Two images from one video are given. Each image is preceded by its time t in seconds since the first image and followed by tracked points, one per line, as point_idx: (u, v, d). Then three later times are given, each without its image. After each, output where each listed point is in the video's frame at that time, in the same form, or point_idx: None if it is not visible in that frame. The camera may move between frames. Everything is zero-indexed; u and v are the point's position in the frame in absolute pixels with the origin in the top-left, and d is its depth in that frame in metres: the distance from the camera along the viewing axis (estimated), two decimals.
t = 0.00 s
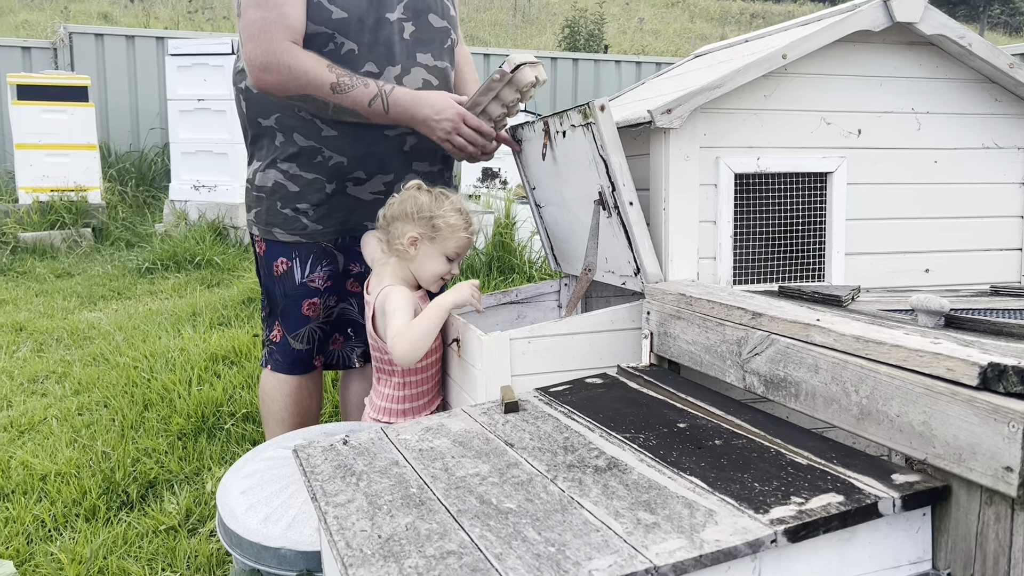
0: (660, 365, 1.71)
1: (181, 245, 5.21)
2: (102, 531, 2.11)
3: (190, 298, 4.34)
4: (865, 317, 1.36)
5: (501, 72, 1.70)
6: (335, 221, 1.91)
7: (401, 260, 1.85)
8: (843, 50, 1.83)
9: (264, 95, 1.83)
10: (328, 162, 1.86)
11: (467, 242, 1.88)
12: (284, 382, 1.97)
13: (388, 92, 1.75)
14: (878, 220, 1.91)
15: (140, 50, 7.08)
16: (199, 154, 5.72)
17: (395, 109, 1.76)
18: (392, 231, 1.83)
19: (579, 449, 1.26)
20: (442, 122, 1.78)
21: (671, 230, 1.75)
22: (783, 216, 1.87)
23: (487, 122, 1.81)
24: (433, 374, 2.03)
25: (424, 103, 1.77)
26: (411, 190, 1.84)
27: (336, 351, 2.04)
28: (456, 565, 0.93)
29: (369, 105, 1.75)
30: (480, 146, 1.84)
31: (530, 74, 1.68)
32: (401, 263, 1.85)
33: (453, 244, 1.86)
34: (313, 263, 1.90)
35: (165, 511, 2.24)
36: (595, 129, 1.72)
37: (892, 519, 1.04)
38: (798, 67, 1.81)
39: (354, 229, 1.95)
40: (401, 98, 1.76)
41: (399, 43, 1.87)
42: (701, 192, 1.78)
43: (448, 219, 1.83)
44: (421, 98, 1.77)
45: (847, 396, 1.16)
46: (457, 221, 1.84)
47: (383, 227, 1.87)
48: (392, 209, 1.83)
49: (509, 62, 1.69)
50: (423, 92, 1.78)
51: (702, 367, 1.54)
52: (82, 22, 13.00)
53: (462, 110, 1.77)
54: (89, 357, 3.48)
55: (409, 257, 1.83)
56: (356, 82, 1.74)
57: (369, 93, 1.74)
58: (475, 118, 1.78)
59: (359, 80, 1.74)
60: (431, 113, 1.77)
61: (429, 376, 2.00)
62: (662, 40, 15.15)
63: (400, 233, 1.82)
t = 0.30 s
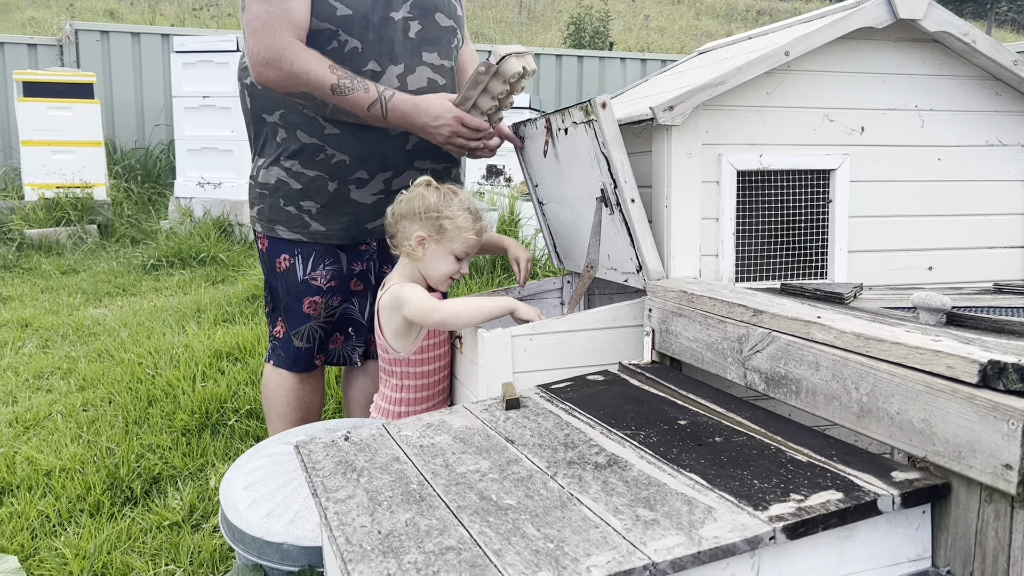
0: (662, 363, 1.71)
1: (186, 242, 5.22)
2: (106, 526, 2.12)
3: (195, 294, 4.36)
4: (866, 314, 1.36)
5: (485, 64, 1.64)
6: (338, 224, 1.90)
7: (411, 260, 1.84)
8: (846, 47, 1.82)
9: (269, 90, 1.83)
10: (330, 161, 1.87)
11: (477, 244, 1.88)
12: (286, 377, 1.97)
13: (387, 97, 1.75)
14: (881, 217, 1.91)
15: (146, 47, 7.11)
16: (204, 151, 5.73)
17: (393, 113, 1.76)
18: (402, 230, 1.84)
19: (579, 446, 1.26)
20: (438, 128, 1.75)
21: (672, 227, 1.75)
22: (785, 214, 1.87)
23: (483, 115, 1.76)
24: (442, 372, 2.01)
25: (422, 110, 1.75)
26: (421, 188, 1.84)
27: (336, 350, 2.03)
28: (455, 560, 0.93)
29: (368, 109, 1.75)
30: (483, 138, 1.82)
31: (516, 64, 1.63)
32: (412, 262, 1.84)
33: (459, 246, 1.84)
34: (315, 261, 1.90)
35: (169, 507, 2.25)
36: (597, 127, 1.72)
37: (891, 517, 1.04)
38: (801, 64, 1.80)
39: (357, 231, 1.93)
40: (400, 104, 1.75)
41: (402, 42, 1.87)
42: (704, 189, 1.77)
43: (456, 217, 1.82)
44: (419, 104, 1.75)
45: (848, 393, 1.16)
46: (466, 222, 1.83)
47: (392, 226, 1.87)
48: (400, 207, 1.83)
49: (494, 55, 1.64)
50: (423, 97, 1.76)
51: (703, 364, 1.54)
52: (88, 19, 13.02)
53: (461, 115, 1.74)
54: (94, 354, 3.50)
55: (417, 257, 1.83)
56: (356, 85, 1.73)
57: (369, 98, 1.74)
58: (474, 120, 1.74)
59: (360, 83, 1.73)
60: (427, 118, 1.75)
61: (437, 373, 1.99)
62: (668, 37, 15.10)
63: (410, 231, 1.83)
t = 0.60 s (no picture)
0: (664, 363, 1.71)
1: (191, 240, 5.23)
2: (111, 525, 2.13)
3: (200, 293, 4.37)
4: (868, 315, 1.36)
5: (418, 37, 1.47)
6: (341, 222, 1.90)
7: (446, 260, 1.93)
8: (849, 47, 1.82)
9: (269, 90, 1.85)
10: (332, 157, 1.87)
11: (510, 253, 2.00)
12: (291, 376, 1.98)
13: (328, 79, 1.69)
14: (883, 217, 1.91)
15: (150, 47, 7.13)
16: (208, 150, 5.74)
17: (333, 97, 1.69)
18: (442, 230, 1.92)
19: (582, 446, 1.26)
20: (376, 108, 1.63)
21: (675, 227, 1.75)
22: (788, 214, 1.87)
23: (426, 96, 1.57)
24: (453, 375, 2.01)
25: (363, 91, 1.65)
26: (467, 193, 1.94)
27: (352, 356, 1.99)
28: (457, 561, 0.94)
29: (307, 90, 1.70)
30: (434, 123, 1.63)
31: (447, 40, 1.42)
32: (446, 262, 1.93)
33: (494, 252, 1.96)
34: (320, 260, 1.90)
35: (173, 505, 2.26)
36: (599, 126, 1.72)
37: (893, 518, 1.04)
38: (804, 65, 1.80)
39: (365, 231, 1.92)
40: (340, 88, 1.68)
41: (405, 37, 1.87)
42: (707, 189, 1.77)
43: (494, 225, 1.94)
44: (361, 84, 1.66)
45: (850, 394, 1.16)
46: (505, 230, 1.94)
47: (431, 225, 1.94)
48: (444, 206, 1.92)
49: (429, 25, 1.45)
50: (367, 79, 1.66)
51: (706, 364, 1.54)
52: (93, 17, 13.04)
53: (397, 90, 1.58)
54: (98, 352, 3.51)
55: (455, 257, 1.92)
56: (297, 65, 1.69)
57: (309, 78, 1.69)
58: (411, 100, 1.57)
59: (300, 64, 1.69)
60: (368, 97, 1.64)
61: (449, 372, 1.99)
62: (672, 36, 15.08)
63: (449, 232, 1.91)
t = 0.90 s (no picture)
0: (669, 361, 1.71)
1: (195, 240, 5.24)
2: (116, 523, 2.13)
3: (204, 292, 4.37)
4: (874, 313, 1.36)
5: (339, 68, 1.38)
6: (340, 220, 1.90)
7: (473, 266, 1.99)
8: (854, 45, 1.82)
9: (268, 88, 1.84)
10: (328, 155, 1.85)
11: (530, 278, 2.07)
12: (297, 373, 1.97)
13: (287, 79, 1.70)
14: (889, 216, 1.90)
15: (154, 46, 7.14)
16: (212, 149, 5.75)
17: (292, 95, 1.70)
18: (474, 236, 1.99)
19: (587, 444, 1.26)
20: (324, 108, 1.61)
21: (680, 226, 1.75)
22: (793, 211, 1.87)
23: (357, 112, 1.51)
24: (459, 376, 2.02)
25: (316, 93, 1.64)
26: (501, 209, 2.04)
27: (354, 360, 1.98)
28: (463, 559, 0.94)
29: (271, 86, 1.72)
30: (377, 132, 1.57)
31: (360, 79, 1.27)
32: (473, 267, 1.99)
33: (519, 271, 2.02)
34: (322, 259, 1.91)
35: (178, 504, 2.27)
36: (604, 125, 1.71)
37: (900, 516, 1.04)
38: (810, 62, 1.80)
39: (361, 234, 1.93)
40: (298, 87, 1.68)
41: (399, 34, 1.85)
42: (711, 187, 1.77)
43: (524, 246, 2.01)
44: (315, 85, 1.64)
45: (856, 392, 1.16)
46: (532, 256, 2.02)
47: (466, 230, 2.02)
48: (481, 217, 2.01)
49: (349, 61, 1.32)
50: (321, 81, 1.64)
51: (711, 362, 1.54)
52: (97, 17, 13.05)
53: (336, 100, 1.56)
54: (103, 351, 3.51)
55: (480, 267, 1.99)
56: (264, 60, 1.72)
57: (273, 75, 1.71)
58: (345, 111, 1.53)
59: (266, 60, 1.72)
60: (320, 96, 1.62)
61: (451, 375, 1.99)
62: (675, 35, 15.05)
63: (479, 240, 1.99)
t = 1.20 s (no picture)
0: (672, 361, 1.71)
1: (198, 240, 5.24)
2: (119, 523, 2.14)
3: (207, 293, 4.38)
4: (877, 313, 1.36)
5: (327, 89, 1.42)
6: (346, 223, 1.90)
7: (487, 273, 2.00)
8: (856, 45, 1.81)
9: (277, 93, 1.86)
10: (333, 158, 1.87)
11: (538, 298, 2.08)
12: (304, 375, 1.98)
13: (283, 89, 1.70)
14: (891, 215, 1.90)
15: (157, 47, 7.16)
16: (215, 149, 5.75)
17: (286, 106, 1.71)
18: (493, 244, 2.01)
19: (590, 445, 1.26)
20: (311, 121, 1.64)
21: (683, 226, 1.75)
22: (796, 212, 1.87)
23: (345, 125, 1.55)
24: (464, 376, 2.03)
25: (304, 105, 1.65)
26: (523, 224, 2.06)
27: (356, 354, 2.01)
28: (466, 559, 0.94)
29: (267, 96, 1.74)
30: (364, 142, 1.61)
31: (339, 101, 1.39)
32: (486, 274, 2.00)
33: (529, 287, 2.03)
34: (330, 261, 1.91)
35: (181, 504, 2.27)
36: (606, 125, 1.72)
37: (902, 516, 1.04)
38: (812, 62, 1.80)
39: (365, 238, 1.92)
40: (292, 99, 1.68)
41: (398, 36, 1.86)
42: (713, 188, 1.77)
43: (539, 264, 2.03)
44: (305, 96, 1.65)
45: (858, 392, 1.16)
46: (545, 277, 2.04)
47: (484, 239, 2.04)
48: (503, 229, 2.03)
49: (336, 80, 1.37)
50: (309, 92, 1.65)
51: (713, 363, 1.54)
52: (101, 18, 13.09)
53: (323, 115, 1.58)
54: (107, 352, 3.52)
55: (495, 278, 2.00)
56: (261, 71, 1.74)
57: (269, 85, 1.73)
58: (333, 126, 1.57)
59: (262, 71, 1.73)
60: (305, 109, 1.65)
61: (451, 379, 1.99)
62: (677, 35, 15.04)
63: (498, 250, 2.00)
